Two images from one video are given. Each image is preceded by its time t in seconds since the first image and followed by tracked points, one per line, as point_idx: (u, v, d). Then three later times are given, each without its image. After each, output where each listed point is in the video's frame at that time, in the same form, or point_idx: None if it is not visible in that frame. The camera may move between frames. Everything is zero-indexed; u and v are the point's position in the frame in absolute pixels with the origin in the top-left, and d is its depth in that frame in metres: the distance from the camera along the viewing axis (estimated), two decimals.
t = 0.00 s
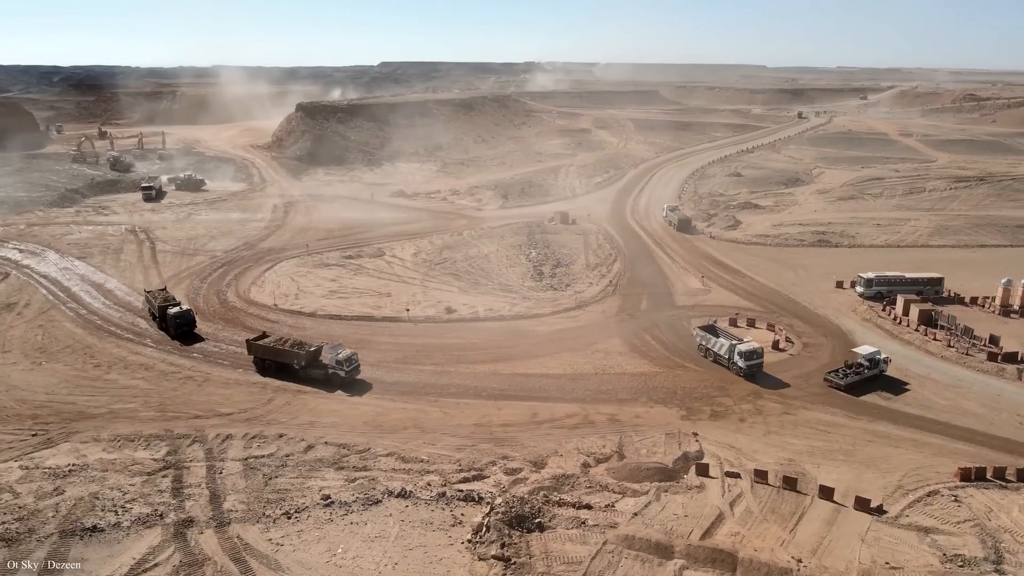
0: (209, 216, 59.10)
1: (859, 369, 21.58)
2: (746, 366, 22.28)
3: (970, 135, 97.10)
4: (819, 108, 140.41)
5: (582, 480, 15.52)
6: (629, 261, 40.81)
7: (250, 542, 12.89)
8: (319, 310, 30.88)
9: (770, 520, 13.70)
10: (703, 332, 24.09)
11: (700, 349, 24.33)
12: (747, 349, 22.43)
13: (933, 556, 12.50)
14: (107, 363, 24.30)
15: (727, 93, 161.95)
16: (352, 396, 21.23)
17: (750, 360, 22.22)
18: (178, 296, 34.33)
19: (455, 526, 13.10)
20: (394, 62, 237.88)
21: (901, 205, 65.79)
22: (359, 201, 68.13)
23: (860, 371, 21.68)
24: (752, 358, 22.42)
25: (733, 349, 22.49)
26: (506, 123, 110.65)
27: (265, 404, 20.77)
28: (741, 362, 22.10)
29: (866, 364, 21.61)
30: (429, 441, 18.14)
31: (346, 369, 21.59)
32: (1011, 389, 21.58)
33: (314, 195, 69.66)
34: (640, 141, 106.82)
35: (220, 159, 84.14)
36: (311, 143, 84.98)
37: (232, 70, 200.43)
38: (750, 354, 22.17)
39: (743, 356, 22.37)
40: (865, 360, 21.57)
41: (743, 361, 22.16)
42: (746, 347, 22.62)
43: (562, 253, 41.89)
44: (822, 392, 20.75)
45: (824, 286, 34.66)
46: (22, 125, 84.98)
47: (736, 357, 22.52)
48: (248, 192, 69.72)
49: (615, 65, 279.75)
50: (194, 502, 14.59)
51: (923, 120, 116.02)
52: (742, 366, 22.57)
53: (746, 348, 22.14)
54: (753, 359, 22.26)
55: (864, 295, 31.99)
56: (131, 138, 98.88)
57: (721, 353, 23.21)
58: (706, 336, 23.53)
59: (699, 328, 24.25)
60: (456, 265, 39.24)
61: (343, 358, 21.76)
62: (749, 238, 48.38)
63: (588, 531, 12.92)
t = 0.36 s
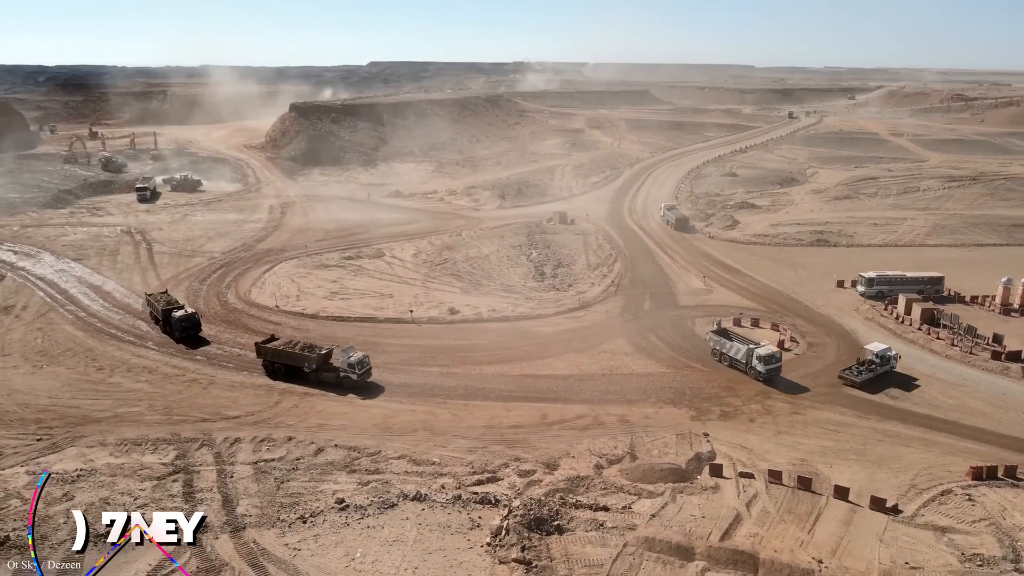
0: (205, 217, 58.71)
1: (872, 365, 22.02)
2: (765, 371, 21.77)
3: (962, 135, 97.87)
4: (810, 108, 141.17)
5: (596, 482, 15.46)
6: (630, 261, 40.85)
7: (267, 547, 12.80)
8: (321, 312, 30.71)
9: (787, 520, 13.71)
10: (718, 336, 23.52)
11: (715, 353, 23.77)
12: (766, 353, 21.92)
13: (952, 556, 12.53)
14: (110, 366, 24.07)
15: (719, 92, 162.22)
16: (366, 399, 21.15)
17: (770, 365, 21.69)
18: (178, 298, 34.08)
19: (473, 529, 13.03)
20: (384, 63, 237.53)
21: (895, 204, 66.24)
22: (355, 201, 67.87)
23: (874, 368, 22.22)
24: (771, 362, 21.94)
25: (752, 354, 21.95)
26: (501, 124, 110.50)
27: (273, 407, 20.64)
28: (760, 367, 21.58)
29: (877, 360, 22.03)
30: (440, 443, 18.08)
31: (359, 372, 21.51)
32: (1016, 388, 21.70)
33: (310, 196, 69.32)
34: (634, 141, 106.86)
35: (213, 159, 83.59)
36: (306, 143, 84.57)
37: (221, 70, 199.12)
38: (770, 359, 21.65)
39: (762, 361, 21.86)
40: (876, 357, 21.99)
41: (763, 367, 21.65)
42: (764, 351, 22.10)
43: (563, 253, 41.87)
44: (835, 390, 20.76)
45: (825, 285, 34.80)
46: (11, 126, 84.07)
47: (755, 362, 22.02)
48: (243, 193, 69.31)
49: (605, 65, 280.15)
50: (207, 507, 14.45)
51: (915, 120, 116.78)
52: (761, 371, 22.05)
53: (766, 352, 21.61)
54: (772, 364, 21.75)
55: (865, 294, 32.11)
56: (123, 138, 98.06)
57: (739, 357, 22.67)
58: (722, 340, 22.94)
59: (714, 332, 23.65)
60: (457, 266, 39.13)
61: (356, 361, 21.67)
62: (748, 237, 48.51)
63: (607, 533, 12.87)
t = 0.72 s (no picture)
0: (200, 218, 58.28)
1: (884, 362, 22.22)
2: (789, 376, 21.49)
3: (952, 134, 98.84)
4: (801, 108, 142.06)
5: (613, 484, 15.41)
6: (631, 261, 40.92)
7: (286, 554, 12.66)
8: (324, 314, 30.56)
9: (806, 521, 13.71)
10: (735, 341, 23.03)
11: (731, 357, 23.31)
12: (788, 358, 21.64)
13: (972, 556, 12.57)
14: (113, 370, 23.80)
15: (710, 92, 162.91)
16: (381, 403, 20.94)
17: (793, 370, 21.42)
18: (178, 300, 33.78)
19: (494, 533, 12.95)
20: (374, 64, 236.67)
21: (889, 204, 66.80)
22: (351, 202, 67.62)
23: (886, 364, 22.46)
24: (793, 366, 21.67)
25: (775, 359, 21.59)
26: (495, 124, 110.45)
27: (281, 411, 20.48)
28: (785, 372, 21.27)
29: (888, 357, 22.21)
30: (452, 446, 18.00)
31: (373, 376, 21.28)
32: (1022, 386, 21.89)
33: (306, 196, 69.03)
34: (628, 141, 107.07)
35: (207, 160, 83.02)
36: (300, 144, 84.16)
37: (210, 70, 197.66)
38: (794, 364, 21.39)
39: (785, 366, 21.57)
40: (886, 353, 22.29)
41: (787, 372, 21.36)
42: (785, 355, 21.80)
43: (563, 254, 41.86)
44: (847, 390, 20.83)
45: (826, 285, 34.97)
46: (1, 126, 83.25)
47: (778, 367, 21.68)
48: (238, 194, 68.89)
49: (595, 65, 280.44)
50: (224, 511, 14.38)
51: (905, 119, 117.73)
52: (783, 376, 21.77)
53: (790, 358, 21.31)
54: (795, 369, 21.51)
55: (867, 294, 32.26)
56: (114, 139, 97.23)
57: (759, 362, 22.29)
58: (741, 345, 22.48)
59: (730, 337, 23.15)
60: (458, 267, 39.03)
61: (370, 365, 21.40)
62: (746, 237, 48.72)
63: (629, 535, 12.83)
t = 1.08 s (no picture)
0: (196, 219, 57.82)
1: (894, 359, 22.51)
2: (814, 382, 21.22)
3: (942, 134, 99.74)
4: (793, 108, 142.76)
5: (630, 486, 15.36)
6: (631, 262, 40.98)
7: (306, 560, 12.56)
8: (327, 316, 30.41)
9: (825, 522, 13.72)
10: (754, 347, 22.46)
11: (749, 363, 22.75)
12: (813, 362, 21.34)
13: (993, 555, 12.62)
14: (116, 374, 23.51)
15: (702, 92, 163.37)
16: (395, 407, 20.67)
17: (819, 375, 21.18)
18: (178, 303, 33.47)
19: (515, 537, 12.87)
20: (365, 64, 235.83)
21: (882, 203, 67.28)
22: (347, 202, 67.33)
23: (897, 360, 22.74)
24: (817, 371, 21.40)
25: (802, 365, 21.21)
26: (488, 125, 110.33)
27: (289, 414, 20.30)
28: (811, 378, 20.98)
29: (898, 352, 22.52)
30: (464, 449, 17.93)
31: (387, 380, 20.99)
32: None
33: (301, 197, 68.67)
34: (622, 141, 107.24)
35: (200, 160, 82.39)
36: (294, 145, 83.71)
37: (199, 70, 195.96)
38: (819, 369, 21.16)
39: (810, 371, 21.28)
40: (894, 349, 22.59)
41: (813, 377, 21.07)
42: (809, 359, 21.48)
43: (564, 254, 41.81)
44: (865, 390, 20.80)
45: (827, 285, 35.14)
46: None
47: (803, 372, 21.36)
48: (233, 195, 68.42)
49: (585, 65, 280.58)
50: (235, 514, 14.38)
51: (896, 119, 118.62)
52: (807, 381, 21.49)
53: (816, 363, 21.02)
54: (819, 373, 21.27)
55: (868, 293, 32.47)
56: (104, 139, 96.24)
57: (781, 368, 21.90)
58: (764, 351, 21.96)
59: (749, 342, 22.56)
60: (459, 267, 38.93)
61: (383, 368, 21.11)
62: (744, 237, 48.91)
63: (651, 538, 12.79)
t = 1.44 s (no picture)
0: (191, 221, 57.37)
1: (904, 354, 22.66)
2: (841, 386, 21.05)
3: (933, 133, 100.49)
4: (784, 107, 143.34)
5: (646, 488, 15.32)
6: (632, 262, 40.98)
7: (325, 566, 12.45)
8: (330, 318, 30.23)
9: (844, 523, 13.72)
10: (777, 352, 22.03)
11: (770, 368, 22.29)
12: (838, 367, 21.16)
13: (1012, 555, 12.66)
14: (119, 378, 23.23)
15: (693, 91, 163.74)
16: (411, 411, 20.54)
17: (845, 380, 21.03)
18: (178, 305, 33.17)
19: (536, 541, 12.81)
20: (354, 64, 234.38)
21: (877, 203, 67.68)
22: (343, 203, 67.04)
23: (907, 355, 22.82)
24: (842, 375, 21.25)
25: (829, 369, 20.96)
26: (482, 125, 110.09)
27: (298, 417, 20.14)
28: (839, 384, 20.80)
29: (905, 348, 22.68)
30: (477, 452, 17.86)
31: (402, 383, 20.89)
32: None
33: (297, 198, 68.31)
34: (616, 141, 107.26)
35: (194, 161, 81.76)
36: (288, 146, 83.20)
37: (188, 70, 194.28)
38: (844, 373, 21.01)
39: (836, 376, 21.09)
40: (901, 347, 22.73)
41: (840, 382, 20.90)
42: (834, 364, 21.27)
43: (565, 255, 41.76)
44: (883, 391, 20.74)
45: (828, 284, 35.28)
46: None
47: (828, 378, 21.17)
48: (228, 196, 67.93)
49: (575, 65, 280.40)
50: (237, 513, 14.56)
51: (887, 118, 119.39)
52: (832, 386, 21.31)
53: (842, 368, 20.84)
54: (845, 377, 21.13)
55: (870, 292, 32.63)
56: (95, 140, 95.31)
57: (805, 373, 21.61)
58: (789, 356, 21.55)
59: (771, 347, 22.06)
60: (460, 268, 38.81)
61: (398, 372, 21.03)
62: (742, 237, 49.03)
63: (672, 541, 12.75)
